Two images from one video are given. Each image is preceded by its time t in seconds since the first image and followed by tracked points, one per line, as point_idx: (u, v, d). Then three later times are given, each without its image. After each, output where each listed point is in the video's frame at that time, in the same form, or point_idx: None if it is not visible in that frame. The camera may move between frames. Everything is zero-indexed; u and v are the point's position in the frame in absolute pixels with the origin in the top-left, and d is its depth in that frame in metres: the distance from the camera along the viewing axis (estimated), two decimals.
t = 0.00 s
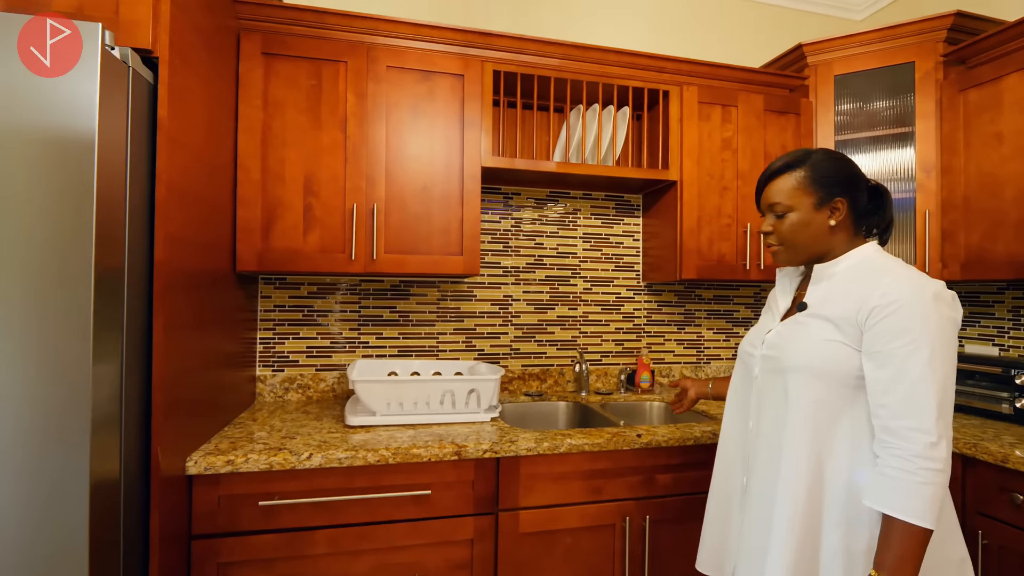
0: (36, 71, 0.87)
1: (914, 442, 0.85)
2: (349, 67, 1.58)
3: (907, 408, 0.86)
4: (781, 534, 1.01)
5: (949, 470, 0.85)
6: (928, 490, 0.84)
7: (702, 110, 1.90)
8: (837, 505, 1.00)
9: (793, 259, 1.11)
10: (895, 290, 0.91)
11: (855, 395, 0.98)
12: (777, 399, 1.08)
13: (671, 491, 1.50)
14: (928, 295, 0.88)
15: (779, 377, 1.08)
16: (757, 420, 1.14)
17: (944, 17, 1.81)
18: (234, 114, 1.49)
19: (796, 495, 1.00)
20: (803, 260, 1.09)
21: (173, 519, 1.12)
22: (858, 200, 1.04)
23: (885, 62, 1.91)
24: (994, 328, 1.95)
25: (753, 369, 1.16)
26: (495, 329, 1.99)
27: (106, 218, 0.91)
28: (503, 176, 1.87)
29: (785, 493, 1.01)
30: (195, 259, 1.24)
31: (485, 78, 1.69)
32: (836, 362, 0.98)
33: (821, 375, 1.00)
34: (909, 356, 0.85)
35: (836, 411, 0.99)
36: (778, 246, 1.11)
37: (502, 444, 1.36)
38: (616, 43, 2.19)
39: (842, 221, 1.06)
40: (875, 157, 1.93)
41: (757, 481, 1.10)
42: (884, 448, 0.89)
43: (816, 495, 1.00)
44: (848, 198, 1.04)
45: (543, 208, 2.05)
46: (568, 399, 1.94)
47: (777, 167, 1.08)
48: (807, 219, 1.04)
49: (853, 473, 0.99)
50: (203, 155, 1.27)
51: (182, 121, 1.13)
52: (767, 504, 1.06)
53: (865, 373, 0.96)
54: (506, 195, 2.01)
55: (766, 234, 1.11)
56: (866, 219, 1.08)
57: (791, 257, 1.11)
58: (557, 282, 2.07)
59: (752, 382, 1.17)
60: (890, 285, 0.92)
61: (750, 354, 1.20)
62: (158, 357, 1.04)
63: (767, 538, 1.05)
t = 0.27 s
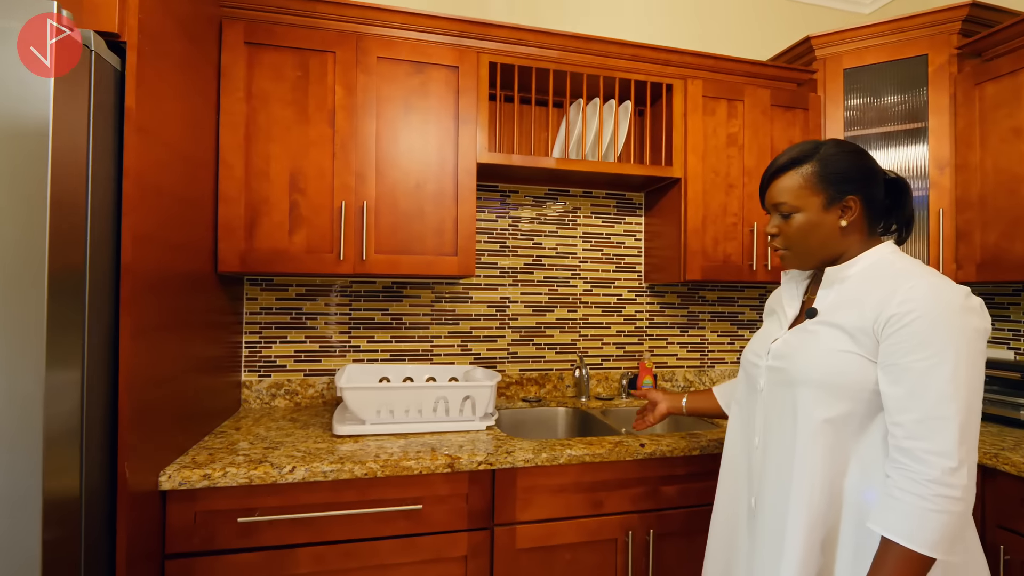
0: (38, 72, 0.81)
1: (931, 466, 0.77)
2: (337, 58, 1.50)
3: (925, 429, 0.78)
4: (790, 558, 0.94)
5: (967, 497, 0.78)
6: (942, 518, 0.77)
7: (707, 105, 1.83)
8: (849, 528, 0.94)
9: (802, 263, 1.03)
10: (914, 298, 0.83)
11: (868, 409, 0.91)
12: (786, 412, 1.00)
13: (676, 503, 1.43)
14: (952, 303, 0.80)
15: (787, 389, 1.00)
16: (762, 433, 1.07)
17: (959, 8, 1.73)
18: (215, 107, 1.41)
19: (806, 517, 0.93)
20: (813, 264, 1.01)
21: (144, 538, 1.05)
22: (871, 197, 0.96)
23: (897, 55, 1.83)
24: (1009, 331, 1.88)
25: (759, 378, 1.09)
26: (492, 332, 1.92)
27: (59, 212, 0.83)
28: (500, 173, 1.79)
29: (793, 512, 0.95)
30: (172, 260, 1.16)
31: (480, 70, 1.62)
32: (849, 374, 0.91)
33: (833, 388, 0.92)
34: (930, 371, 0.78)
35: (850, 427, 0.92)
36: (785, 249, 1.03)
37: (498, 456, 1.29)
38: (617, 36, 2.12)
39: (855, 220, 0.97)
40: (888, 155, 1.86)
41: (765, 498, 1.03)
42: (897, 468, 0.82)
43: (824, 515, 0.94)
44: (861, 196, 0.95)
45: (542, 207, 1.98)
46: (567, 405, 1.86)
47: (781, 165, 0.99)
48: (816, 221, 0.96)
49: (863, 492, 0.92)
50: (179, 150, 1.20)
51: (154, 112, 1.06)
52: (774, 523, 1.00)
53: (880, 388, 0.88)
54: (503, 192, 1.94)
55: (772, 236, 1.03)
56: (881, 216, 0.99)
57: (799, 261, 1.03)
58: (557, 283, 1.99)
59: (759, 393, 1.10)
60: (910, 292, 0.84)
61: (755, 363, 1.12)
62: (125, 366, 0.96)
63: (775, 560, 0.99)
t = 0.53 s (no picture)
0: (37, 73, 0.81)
1: (963, 495, 0.70)
2: (324, 45, 1.43)
3: (952, 450, 0.71)
4: None
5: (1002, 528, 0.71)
6: (976, 552, 0.70)
7: (711, 97, 1.76)
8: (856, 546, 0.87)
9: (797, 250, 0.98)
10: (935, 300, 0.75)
11: (879, 421, 0.84)
12: (787, 423, 0.92)
13: (680, 512, 1.36)
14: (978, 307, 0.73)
15: (788, 397, 0.92)
16: (757, 442, 0.99)
17: None
18: (195, 96, 1.34)
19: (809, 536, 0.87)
20: (804, 251, 0.96)
21: (112, 553, 0.98)
22: (875, 181, 0.88)
23: (908, 45, 1.77)
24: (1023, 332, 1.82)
25: (752, 382, 1.01)
26: (487, 332, 1.85)
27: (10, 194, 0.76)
28: (496, 167, 1.72)
29: (794, 531, 0.88)
30: (145, 256, 1.09)
31: (474, 58, 1.55)
32: (859, 382, 0.83)
33: (841, 399, 0.84)
34: (959, 389, 0.70)
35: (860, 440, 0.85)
36: (778, 234, 0.99)
37: (492, 463, 1.22)
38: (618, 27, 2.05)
39: (854, 207, 0.90)
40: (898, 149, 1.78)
41: (762, 512, 0.96)
42: (919, 494, 0.75)
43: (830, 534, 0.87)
44: (864, 178, 0.88)
45: (540, 203, 1.91)
46: (565, 408, 1.79)
47: (779, 144, 0.95)
48: (806, 205, 0.92)
49: (873, 511, 0.85)
50: (153, 139, 1.13)
51: (123, 97, 0.99)
52: (774, 541, 0.94)
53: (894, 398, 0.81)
54: (499, 188, 1.87)
55: (766, 219, 1.00)
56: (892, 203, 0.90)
57: (793, 248, 0.98)
58: (555, 282, 1.93)
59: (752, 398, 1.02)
60: (929, 294, 0.76)
61: (748, 365, 1.05)
62: (87, 368, 0.89)
63: None
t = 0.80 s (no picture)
0: (34, 71, 0.82)
1: (981, 526, 0.62)
2: (310, 35, 1.37)
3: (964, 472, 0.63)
4: None
5: None
6: None
7: (713, 90, 1.70)
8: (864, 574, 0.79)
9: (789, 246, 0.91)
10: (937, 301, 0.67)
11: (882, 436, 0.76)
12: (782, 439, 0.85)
13: (681, 523, 1.30)
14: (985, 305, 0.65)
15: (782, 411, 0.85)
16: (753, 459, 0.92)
17: None
18: (173, 87, 1.28)
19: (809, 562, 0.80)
20: (793, 245, 0.89)
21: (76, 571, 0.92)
22: (864, 167, 0.80)
23: (916, 37, 1.71)
24: None
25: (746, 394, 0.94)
26: (481, 334, 1.79)
27: None
28: (490, 162, 1.66)
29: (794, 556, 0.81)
30: (115, 255, 1.03)
31: (467, 50, 1.49)
32: (857, 393, 0.76)
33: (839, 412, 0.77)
34: (963, 404, 0.62)
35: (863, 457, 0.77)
36: (767, 229, 0.93)
37: (484, 473, 1.16)
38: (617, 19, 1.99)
39: (843, 196, 0.82)
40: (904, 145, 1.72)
41: (760, 534, 0.89)
42: (932, 520, 0.67)
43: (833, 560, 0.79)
44: (851, 164, 0.80)
45: (535, 200, 1.85)
46: (562, 412, 1.73)
47: (762, 133, 0.91)
48: (788, 196, 0.86)
49: (881, 535, 0.77)
50: (125, 132, 1.07)
51: (87, 85, 0.93)
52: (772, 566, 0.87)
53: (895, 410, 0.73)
54: (494, 184, 1.81)
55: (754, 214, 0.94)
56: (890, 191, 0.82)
57: (782, 243, 0.91)
58: (552, 282, 1.87)
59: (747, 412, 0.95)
60: (929, 294, 0.69)
61: (740, 375, 0.99)
62: (47, 375, 0.83)
63: None
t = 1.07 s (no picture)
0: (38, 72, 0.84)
1: (937, 535, 0.60)
2: (294, 25, 1.32)
3: (929, 478, 0.60)
4: None
5: (993, 573, 0.59)
6: None
7: (713, 84, 1.65)
8: None
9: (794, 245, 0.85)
10: (919, 299, 0.63)
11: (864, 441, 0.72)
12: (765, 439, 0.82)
13: (681, 534, 1.25)
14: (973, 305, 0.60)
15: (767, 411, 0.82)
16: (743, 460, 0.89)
17: None
18: (151, 79, 1.23)
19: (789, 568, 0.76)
20: (797, 244, 0.83)
21: None
22: (868, 159, 0.74)
23: (923, 29, 1.65)
24: None
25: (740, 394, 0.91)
26: (475, 336, 1.74)
27: None
28: (483, 158, 1.61)
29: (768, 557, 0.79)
30: (85, 253, 0.97)
31: (459, 41, 1.44)
32: (840, 396, 0.72)
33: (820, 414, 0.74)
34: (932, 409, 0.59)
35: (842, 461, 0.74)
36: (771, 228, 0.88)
37: (475, 483, 1.10)
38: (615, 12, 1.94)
39: (846, 191, 0.76)
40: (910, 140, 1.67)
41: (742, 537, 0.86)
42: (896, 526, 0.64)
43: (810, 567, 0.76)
44: (854, 157, 0.75)
45: (531, 198, 1.80)
46: (558, 416, 1.68)
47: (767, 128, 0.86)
48: (788, 191, 0.81)
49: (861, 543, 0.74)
50: (97, 124, 1.01)
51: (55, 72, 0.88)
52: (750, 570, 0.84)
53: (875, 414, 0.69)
54: (487, 181, 1.76)
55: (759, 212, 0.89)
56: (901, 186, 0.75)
57: (787, 241, 0.86)
58: (548, 282, 1.81)
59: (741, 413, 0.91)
60: (915, 292, 0.64)
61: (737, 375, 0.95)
62: (5, 382, 0.78)
63: None
